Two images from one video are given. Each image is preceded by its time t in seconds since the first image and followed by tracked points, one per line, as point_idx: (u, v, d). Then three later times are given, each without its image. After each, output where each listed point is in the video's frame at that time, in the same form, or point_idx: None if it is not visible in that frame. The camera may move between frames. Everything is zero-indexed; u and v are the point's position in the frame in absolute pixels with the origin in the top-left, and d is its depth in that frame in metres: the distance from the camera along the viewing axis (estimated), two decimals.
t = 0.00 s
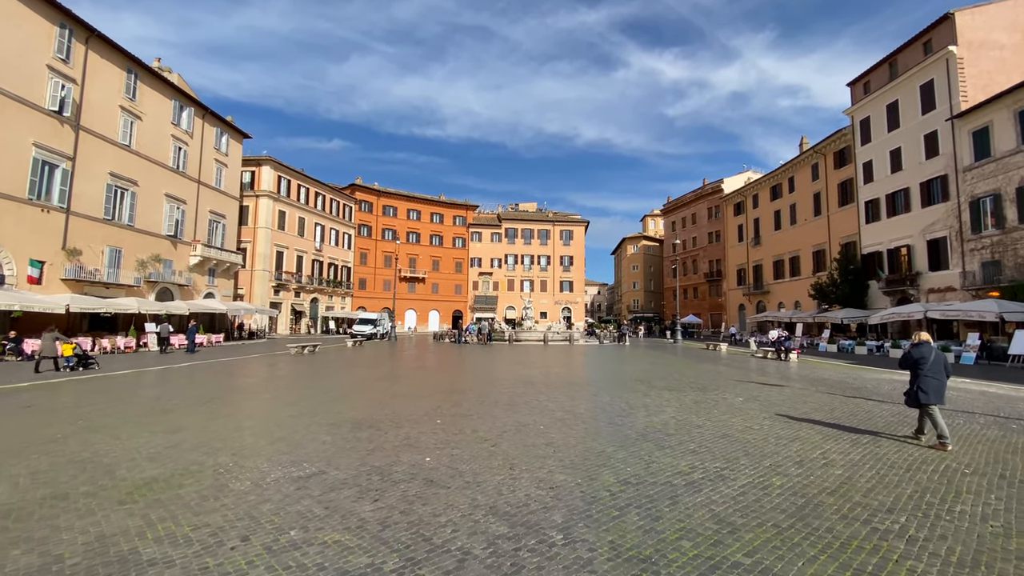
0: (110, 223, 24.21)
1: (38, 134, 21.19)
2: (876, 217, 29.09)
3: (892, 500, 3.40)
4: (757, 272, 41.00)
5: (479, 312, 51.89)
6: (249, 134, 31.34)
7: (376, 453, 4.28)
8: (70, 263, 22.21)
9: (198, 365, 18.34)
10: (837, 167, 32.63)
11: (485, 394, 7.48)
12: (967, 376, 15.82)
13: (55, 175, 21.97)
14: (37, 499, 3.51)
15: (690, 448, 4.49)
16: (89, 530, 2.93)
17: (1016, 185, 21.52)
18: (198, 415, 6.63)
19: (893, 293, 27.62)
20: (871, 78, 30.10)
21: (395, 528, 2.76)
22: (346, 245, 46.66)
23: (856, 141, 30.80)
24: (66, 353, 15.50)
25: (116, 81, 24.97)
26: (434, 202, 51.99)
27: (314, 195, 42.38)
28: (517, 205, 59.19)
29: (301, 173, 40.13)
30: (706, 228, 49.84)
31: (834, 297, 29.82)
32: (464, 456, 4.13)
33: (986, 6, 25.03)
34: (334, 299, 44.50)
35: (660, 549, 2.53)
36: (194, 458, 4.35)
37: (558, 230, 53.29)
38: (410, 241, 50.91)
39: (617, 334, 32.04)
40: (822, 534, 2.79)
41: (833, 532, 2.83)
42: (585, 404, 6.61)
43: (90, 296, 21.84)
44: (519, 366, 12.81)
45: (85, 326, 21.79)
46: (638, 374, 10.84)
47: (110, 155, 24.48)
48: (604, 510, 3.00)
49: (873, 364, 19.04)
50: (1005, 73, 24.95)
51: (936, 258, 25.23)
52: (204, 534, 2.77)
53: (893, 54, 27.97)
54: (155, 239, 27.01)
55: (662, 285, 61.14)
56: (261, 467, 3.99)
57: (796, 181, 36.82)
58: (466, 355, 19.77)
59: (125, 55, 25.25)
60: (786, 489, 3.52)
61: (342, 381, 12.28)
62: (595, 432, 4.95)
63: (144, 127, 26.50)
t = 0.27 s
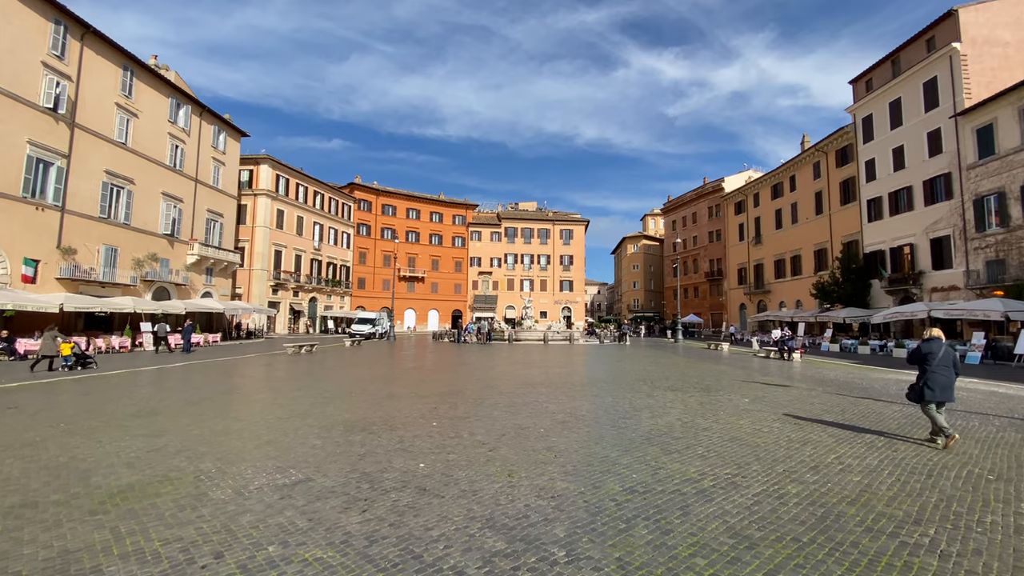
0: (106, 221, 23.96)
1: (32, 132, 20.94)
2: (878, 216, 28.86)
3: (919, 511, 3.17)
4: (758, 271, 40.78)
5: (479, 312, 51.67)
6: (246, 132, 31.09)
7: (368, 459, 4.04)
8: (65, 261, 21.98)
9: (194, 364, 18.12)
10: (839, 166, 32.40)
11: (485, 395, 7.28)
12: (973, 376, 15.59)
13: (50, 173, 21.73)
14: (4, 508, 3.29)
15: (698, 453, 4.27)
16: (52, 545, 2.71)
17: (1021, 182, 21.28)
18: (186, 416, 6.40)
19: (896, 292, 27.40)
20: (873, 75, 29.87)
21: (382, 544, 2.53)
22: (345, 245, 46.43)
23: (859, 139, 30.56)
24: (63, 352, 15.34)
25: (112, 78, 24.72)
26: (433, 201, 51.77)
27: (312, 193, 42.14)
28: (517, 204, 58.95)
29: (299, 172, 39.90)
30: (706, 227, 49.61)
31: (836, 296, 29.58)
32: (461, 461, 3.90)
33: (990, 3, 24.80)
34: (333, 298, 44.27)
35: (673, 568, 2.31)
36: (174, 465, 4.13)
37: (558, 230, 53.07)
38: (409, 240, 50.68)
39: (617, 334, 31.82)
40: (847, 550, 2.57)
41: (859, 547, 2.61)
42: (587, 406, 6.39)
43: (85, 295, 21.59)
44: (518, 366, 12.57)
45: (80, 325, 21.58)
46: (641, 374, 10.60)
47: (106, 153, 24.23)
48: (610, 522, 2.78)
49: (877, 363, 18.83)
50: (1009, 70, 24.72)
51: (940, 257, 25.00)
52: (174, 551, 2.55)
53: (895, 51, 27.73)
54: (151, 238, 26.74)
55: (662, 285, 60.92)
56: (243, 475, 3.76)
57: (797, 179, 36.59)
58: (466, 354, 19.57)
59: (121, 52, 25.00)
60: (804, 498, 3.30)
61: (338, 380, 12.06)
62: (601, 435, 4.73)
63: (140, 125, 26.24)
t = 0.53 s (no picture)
0: (101, 220, 23.72)
1: (26, 129, 20.70)
2: (880, 215, 28.65)
3: (948, 528, 2.96)
4: (759, 270, 40.57)
5: (478, 311, 51.47)
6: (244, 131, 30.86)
7: (359, 468, 3.82)
8: (60, 261, 21.76)
9: (190, 365, 17.91)
10: (841, 165, 32.18)
11: (485, 398, 7.06)
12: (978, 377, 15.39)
13: (44, 171, 21.49)
14: None
15: (708, 461, 4.06)
16: (10, 568, 2.48)
17: None
18: (174, 419, 6.18)
19: (898, 292, 27.20)
20: (876, 73, 29.64)
21: (371, 569, 2.31)
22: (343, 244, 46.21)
23: (861, 138, 30.35)
24: (61, 353, 15.22)
25: (107, 75, 24.47)
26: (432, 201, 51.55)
27: (311, 192, 41.91)
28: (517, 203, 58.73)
29: (298, 171, 39.66)
30: (707, 227, 49.38)
31: (837, 295, 29.37)
32: (458, 471, 3.68)
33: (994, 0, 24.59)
34: (331, 298, 44.04)
35: None
36: (155, 475, 3.90)
37: (558, 229, 52.86)
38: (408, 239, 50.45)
39: (618, 334, 31.62)
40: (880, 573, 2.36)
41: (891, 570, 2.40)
42: (590, 409, 6.17)
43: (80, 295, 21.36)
44: (518, 367, 12.36)
45: (75, 325, 21.35)
46: (643, 376, 10.39)
47: (101, 151, 23.99)
48: (620, 542, 2.56)
49: (880, 364, 18.62)
50: (1013, 67, 24.51)
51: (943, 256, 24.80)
52: None
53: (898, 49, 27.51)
54: (147, 237, 26.49)
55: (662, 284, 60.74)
56: (226, 486, 3.53)
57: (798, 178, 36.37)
58: (465, 355, 19.36)
59: (117, 49, 24.77)
60: (825, 513, 3.09)
61: (334, 380, 11.85)
62: (605, 442, 4.53)
63: (136, 123, 25.99)
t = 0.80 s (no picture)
0: (97, 218, 23.48)
1: (20, 126, 20.46)
2: (883, 214, 28.45)
3: (984, 541, 2.76)
4: (760, 269, 40.37)
5: (478, 311, 51.27)
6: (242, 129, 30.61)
7: (351, 476, 3.60)
8: (55, 259, 21.53)
9: (186, 365, 17.69)
10: (842, 163, 31.98)
11: (485, 399, 6.84)
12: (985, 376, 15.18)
13: (39, 169, 21.25)
14: None
15: (722, 468, 3.85)
16: None
17: None
18: (162, 421, 5.96)
19: (901, 291, 27.00)
20: (878, 71, 29.43)
21: None
22: (342, 243, 45.97)
23: (863, 136, 30.14)
24: (61, 353, 15.18)
25: (103, 72, 24.24)
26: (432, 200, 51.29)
27: (310, 191, 41.66)
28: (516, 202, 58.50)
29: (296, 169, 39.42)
30: (707, 226, 49.16)
31: (839, 295, 29.17)
32: (457, 479, 3.47)
33: None
34: (330, 297, 43.82)
35: None
36: (135, 482, 3.69)
37: (558, 228, 52.66)
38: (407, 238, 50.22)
39: (618, 333, 31.41)
40: None
41: None
42: (593, 411, 5.94)
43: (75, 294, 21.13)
44: (519, 367, 12.15)
45: (70, 325, 21.12)
46: (646, 376, 10.17)
47: (97, 149, 23.75)
48: (633, 560, 2.36)
49: (884, 363, 18.42)
50: (1017, 64, 24.31)
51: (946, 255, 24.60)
52: None
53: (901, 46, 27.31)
54: (144, 235, 26.23)
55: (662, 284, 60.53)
56: (209, 495, 3.32)
57: (800, 176, 36.14)
58: (465, 355, 19.14)
59: (113, 46, 24.52)
60: (851, 526, 2.88)
61: (331, 381, 11.62)
62: (612, 446, 4.32)
63: (132, 120, 25.74)
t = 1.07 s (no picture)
0: (92, 217, 23.23)
1: (13, 124, 20.19)
2: (885, 212, 28.25)
3: None
4: (761, 269, 40.17)
5: (477, 310, 51.04)
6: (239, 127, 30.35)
7: (342, 488, 3.39)
8: (49, 259, 21.28)
9: (182, 365, 17.46)
10: (844, 161, 31.77)
11: (484, 402, 6.62)
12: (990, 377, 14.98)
13: (33, 167, 20.98)
14: None
15: (736, 478, 3.64)
16: None
17: None
18: (148, 426, 5.74)
19: (903, 291, 26.81)
20: (880, 68, 29.21)
21: None
22: (341, 242, 45.74)
23: (865, 134, 29.93)
24: (59, 352, 15.09)
25: (99, 70, 23.97)
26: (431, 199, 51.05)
27: (308, 190, 41.42)
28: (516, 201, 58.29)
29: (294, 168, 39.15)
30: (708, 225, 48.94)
31: (841, 294, 28.96)
32: (455, 493, 3.25)
33: None
34: (329, 297, 43.59)
35: None
36: (111, 496, 3.48)
37: (558, 227, 52.44)
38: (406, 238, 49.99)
39: (618, 333, 31.22)
40: None
41: None
42: (597, 416, 5.71)
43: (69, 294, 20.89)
44: (519, 368, 11.93)
45: (64, 325, 20.88)
46: (648, 377, 9.96)
47: (92, 147, 23.50)
48: None
49: (888, 364, 18.21)
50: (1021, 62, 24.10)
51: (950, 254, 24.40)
52: None
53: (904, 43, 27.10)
54: (140, 234, 25.97)
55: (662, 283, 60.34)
56: (188, 511, 3.11)
57: (801, 175, 35.94)
58: (464, 355, 18.90)
59: (108, 42, 24.26)
60: (880, 545, 2.67)
61: (327, 382, 11.40)
62: (618, 455, 4.10)
63: (128, 118, 25.48)
